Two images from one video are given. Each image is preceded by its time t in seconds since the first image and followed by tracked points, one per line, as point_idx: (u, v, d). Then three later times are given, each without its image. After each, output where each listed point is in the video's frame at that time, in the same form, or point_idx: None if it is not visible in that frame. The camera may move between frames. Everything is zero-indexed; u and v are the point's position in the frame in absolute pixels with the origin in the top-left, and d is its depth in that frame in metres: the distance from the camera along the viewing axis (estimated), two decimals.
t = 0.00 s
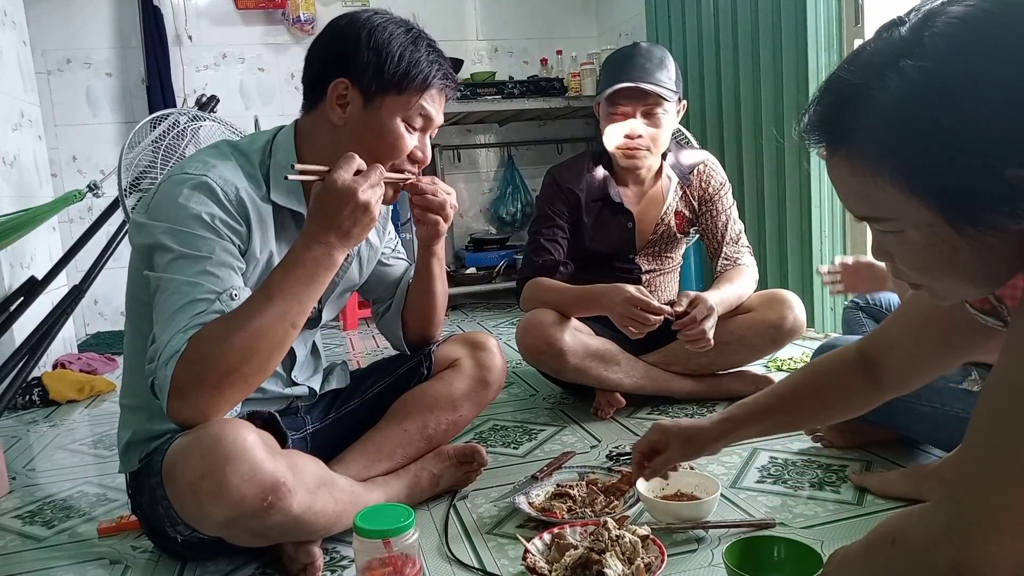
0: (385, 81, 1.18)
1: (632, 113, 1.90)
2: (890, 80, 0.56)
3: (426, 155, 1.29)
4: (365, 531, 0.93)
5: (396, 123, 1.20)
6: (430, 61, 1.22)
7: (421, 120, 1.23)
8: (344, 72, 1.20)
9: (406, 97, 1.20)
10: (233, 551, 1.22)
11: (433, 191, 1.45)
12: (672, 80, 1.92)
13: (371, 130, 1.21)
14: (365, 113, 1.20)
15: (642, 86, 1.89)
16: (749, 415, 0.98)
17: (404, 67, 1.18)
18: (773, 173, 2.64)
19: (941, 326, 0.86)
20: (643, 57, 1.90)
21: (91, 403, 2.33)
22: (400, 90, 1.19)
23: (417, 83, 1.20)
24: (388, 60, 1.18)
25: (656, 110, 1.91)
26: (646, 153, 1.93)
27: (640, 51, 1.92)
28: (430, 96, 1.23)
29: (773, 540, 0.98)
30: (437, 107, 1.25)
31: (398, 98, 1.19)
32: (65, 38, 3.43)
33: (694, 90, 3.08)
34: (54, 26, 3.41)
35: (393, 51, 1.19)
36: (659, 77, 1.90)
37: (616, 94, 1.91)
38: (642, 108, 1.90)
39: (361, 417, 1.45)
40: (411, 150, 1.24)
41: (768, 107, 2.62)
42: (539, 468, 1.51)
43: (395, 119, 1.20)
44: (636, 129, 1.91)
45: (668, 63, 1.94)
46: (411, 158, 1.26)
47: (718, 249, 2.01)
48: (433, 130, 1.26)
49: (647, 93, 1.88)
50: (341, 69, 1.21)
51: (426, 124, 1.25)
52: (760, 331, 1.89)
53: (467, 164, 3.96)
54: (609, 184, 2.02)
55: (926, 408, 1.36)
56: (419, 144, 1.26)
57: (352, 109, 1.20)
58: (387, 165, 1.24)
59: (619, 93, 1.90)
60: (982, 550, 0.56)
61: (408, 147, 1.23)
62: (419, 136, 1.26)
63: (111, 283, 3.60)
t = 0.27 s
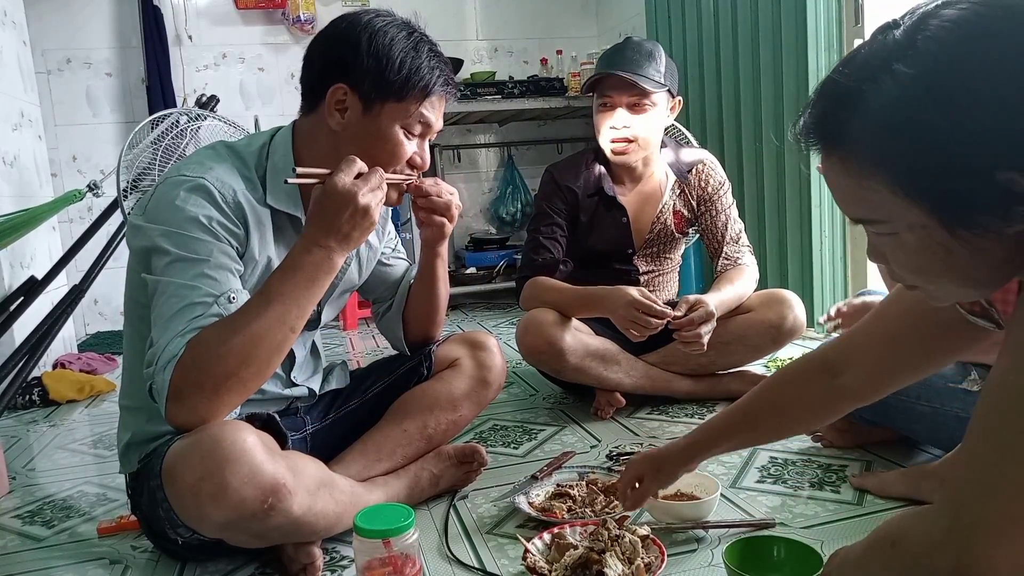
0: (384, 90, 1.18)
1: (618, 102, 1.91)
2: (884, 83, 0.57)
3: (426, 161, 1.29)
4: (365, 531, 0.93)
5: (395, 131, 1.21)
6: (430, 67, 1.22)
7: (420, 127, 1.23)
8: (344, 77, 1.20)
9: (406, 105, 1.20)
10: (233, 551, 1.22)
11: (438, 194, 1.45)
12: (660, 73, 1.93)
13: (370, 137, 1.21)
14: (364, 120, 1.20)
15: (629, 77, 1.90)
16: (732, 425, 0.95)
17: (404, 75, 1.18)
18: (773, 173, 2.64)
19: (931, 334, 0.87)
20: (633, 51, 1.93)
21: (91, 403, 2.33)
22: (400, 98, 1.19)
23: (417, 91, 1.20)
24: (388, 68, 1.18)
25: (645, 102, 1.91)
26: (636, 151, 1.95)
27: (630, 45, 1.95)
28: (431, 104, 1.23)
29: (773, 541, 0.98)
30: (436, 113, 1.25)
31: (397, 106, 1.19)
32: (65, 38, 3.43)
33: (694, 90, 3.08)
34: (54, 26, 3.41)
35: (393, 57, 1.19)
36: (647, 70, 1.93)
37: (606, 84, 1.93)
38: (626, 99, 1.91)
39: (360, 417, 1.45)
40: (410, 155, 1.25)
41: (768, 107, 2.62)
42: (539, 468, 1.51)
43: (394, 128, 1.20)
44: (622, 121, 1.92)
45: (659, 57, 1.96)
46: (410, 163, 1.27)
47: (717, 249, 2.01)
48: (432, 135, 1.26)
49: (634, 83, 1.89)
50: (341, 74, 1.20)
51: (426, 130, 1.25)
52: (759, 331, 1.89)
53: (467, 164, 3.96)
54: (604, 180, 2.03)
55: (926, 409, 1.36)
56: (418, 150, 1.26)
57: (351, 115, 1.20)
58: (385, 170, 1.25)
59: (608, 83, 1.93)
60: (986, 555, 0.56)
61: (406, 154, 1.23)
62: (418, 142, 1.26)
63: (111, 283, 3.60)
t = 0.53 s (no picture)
0: (381, 91, 1.18)
1: (614, 96, 1.93)
2: (873, 86, 0.57)
3: (424, 159, 1.29)
4: (365, 531, 0.93)
5: (394, 133, 1.21)
6: (428, 66, 1.22)
7: (418, 128, 1.23)
8: (341, 79, 1.20)
9: (404, 106, 1.20)
10: (233, 551, 1.22)
11: (449, 202, 1.46)
12: (659, 69, 1.94)
13: (369, 138, 1.21)
14: (362, 122, 1.20)
15: (627, 72, 1.92)
16: (722, 436, 0.95)
17: (402, 76, 1.19)
18: (773, 176, 2.65)
19: (925, 348, 0.86)
20: (630, 47, 1.94)
21: (91, 403, 2.33)
22: (398, 99, 1.19)
23: (416, 90, 1.20)
24: (386, 68, 1.18)
25: (641, 97, 1.93)
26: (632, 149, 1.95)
27: (629, 43, 1.95)
28: (429, 103, 1.23)
29: (773, 541, 0.98)
30: (434, 114, 1.26)
31: (396, 107, 1.19)
32: (65, 38, 3.43)
33: (694, 90, 3.08)
34: (54, 26, 3.41)
35: (391, 58, 1.19)
36: (645, 66, 1.93)
37: (604, 79, 1.95)
38: (625, 92, 1.93)
39: (361, 417, 1.45)
40: (409, 155, 1.25)
41: (768, 106, 2.62)
42: (540, 468, 1.52)
43: (392, 129, 1.20)
44: (619, 116, 1.93)
45: (656, 53, 1.96)
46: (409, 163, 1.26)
47: (718, 250, 2.01)
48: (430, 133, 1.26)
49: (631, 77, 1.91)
50: (338, 76, 1.20)
51: (423, 131, 1.25)
52: (760, 331, 1.89)
53: (467, 164, 3.96)
54: (603, 180, 2.03)
55: (925, 409, 1.36)
56: (416, 149, 1.26)
57: (349, 117, 1.21)
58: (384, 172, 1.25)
59: (606, 77, 1.94)
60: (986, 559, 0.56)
61: (406, 154, 1.23)
62: (417, 141, 1.26)
63: (111, 283, 3.60)
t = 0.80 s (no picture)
0: (367, 85, 1.18)
1: (614, 96, 1.93)
2: (868, 89, 0.57)
3: (419, 151, 1.27)
4: (365, 531, 0.93)
5: (383, 126, 1.21)
6: (415, 56, 1.21)
7: (409, 119, 1.23)
8: (327, 75, 1.20)
9: (391, 98, 1.19)
10: (234, 551, 1.22)
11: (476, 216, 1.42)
12: (659, 68, 1.94)
13: (359, 133, 1.21)
14: (351, 116, 1.20)
15: (627, 73, 1.92)
16: (720, 438, 0.95)
17: (387, 67, 1.18)
18: (773, 176, 2.64)
19: (921, 350, 0.86)
20: (630, 47, 1.94)
21: (91, 403, 2.33)
22: (386, 91, 1.19)
23: (403, 81, 1.20)
24: (370, 60, 1.18)
25: (641, 97, 1.92)
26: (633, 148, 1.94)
27: (629, 43, 1.96)
28: (418, 94, 1.23)
29: (774, 542, 0.98)
30: (425, 104, 1.25)
31: (382, 100, 1.19)
32: (65, 38, 3.43)
33: (694, 90, 3.08)
34: (54, 26, 3.41)
35: (375, 50, 1.18)
36: (645, 66, 1.93)
37: (604, 80, 1.95)
38: (625, 92, 1.92)
39: (361, 417, 1.45)
40: (402, 148, 1.24)
41: (768, 106, 2.62)
42: (540, 468, 1.51)
43: (381, 121, 1.20)
44: (619, 116, 1.93)
45: (656, 53, 1.96)
46: (404, 157, 1.25)
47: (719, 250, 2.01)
48: (422, 125, 1.25)
49: (630, 77, 1.91)
50: (323, 71, 1.20)
51: (415, 122, 1.25)
52: (760, 331, 1.89)
53: (467, 164, 3.96)
54: (603, 180, 2.03)
55: (926, 409, 1.36)
56: (408, 141, 1.25)
57: (338, 112, 1.21)
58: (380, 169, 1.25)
59: (606, 79, 1.94)
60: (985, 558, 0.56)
61: (397, 146, 1.22)
62: (408, 133, 1.25)
63: (111, 283, 3.60)
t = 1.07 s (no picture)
0: (355, 76, 1.18)
1: (618, 100, 1.92)
2: (868, 88, 0.57)
3: (413, 142, 1.27)
4: (365, 531, 0.93)
5: (372, 115, 1.20)
6: (400, 44, 1.21)
7: (400, 108, 1.22)
8: (315, 69, 1.20)
9: (380, 88, 1.19)
10: (234, 551, 1.22)
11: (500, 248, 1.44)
12: (660, 71, 1.94)
13: (349, 126, 1.21)
14: (340, 108, 1.20)
15: (630, 76, 1.91)
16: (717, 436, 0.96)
17: (374, 55, 1.18)
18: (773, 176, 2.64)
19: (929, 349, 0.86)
20: (632, 50, 1.94)
21: (91, 403, 2.33)
22: (374, 80, 1.19)
23: (390, 69, 1.20)
24: (356, 50, 1.18)
25: (645, 101, 1.91)
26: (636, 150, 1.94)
27: (630, 43, 1.96)
28: (407, 82, 1.22)
29: (775, 542, 0.98)
30: (416, 92, 1.25)
31: (371, 90, 1.19)
32: (65, 38, 3.43)
33: (694, 90, 3.08)
34: (54, 26, 3.41)
35: (361, 40, 1.18)
36: (647, 68, 1.93)
37: (606, 83, 1.94)
38: (627, 96, 1.92)
39: (361, 417, 1.45)
40: (394, 139, 1.24)
41: (768, 106, 2.62)
42: (540, 468, 1.52)
43: (371, 111, 1.20)
44: (623, 119, 1.92)
45: (659, 56, 1.97)
46: (395, 147, 1.24)
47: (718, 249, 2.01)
48: (414, 114, 1.25)
49: (633, 80, 1.91)
50: (311, 66, 1.21)
51: (407, 111, 1.24)
52: (760, 330, 1.89)
53: (467, 164, 3.96)
54: (603, 181, 2.03)
55: (926, 409, 1.36)
56: (401, 132, 1.24)
57: (328, 105, 1.21)
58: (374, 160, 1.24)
59: (608, 82, 1.94)
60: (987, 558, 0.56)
61: (388, 136, 1.22)
62: (401, 123, 1.24)
63: (111, 283, 3.60)
